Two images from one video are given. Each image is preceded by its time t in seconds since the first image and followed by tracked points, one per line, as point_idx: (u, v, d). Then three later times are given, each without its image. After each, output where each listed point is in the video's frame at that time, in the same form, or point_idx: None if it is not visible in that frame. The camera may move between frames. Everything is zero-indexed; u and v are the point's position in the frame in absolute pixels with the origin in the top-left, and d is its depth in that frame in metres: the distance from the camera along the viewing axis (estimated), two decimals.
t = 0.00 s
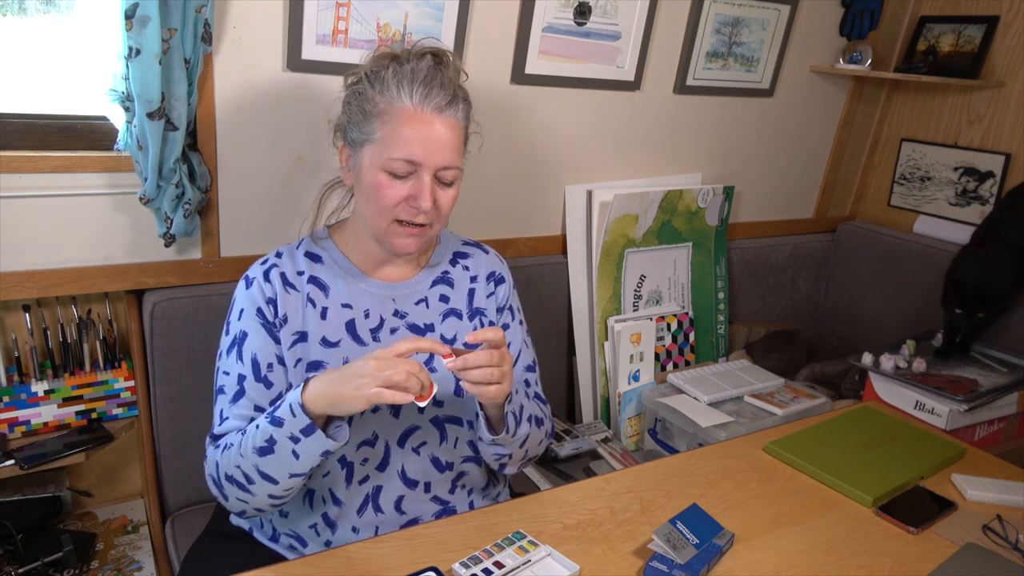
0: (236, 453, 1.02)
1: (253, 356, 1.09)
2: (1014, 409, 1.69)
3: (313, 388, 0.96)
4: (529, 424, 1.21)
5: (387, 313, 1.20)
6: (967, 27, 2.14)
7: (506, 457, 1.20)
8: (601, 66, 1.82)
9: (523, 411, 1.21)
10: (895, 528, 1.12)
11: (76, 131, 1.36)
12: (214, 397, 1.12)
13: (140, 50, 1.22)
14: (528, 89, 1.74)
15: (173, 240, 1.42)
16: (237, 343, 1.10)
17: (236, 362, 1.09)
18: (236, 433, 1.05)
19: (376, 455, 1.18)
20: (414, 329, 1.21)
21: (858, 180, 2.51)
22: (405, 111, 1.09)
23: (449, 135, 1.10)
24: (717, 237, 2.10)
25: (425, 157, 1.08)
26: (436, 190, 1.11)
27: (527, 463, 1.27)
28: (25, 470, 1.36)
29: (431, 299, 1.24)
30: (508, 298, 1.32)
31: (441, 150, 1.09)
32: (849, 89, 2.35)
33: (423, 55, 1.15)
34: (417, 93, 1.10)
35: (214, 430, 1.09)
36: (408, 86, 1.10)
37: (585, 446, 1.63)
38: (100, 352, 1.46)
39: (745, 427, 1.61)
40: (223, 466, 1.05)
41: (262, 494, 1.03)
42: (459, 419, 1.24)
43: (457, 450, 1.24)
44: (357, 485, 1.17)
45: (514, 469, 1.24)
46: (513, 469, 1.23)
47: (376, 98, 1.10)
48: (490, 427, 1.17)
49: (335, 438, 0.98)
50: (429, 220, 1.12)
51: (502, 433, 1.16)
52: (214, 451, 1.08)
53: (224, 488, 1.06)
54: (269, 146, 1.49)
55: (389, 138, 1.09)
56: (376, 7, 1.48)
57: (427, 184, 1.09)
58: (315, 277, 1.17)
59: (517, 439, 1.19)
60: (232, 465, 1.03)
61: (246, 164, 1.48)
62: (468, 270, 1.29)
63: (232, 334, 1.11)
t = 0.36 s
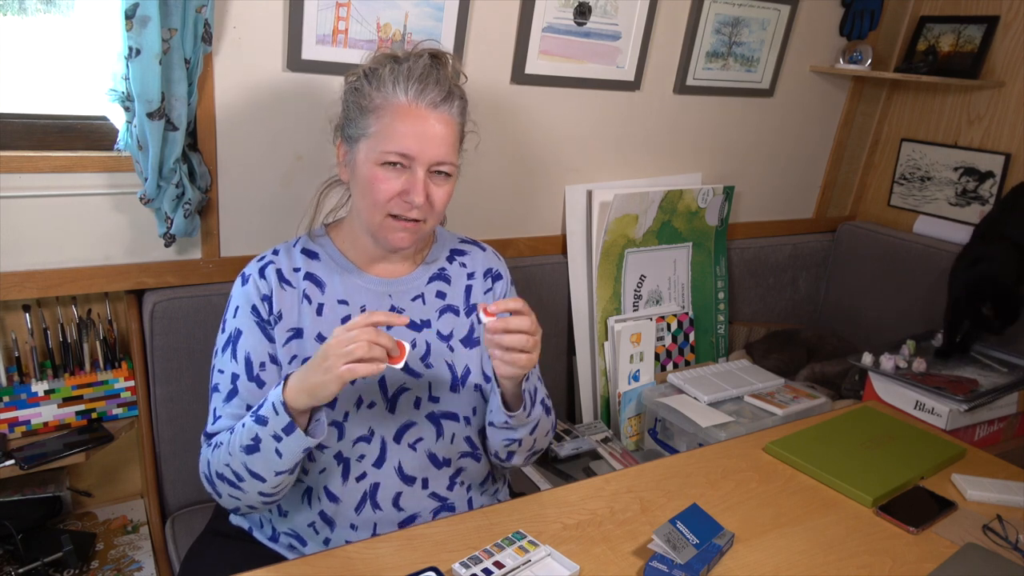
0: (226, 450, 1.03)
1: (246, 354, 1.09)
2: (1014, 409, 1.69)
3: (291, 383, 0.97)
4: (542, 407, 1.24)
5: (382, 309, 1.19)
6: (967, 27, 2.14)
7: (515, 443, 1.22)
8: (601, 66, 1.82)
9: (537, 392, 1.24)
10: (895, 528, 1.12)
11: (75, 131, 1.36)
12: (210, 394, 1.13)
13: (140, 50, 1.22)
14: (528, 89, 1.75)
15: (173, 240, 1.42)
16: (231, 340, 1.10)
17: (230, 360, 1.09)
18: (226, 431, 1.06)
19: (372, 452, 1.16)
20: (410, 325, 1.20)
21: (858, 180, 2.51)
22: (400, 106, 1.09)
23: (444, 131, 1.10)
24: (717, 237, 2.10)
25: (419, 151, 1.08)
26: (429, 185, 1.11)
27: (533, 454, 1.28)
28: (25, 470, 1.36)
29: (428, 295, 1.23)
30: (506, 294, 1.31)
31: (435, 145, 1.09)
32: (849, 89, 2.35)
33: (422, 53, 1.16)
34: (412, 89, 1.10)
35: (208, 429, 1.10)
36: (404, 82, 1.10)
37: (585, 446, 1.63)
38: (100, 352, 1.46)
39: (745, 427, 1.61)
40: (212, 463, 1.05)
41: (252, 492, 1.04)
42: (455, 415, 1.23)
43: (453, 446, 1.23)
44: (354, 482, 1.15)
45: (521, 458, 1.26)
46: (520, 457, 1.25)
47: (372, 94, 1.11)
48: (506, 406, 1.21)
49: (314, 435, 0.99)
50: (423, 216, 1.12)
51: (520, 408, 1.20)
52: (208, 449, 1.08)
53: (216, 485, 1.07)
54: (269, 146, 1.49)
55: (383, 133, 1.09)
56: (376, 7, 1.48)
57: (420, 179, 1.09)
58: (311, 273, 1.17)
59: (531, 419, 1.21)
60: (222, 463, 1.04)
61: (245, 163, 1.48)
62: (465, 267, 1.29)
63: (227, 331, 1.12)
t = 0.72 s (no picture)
0: (218, 456, 1.05)
1: (238, 357, 1.10)
2: (1014, 409, 1.69)
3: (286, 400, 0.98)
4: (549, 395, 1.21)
5: (376, 309, 1.18)
6: (967, 27, 2.14)
7: (519, 432, 1.20)
8: (601, 66, 1.82)
9: (544, 379, 1.21)
10: (895, 528, 1.12)
11: (75, 131, 1.36)
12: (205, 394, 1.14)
13: (140, 50, 1.22)
14: (528, 89, 1.75)
15: (173, 240, 1.42)
16: (225, 343, 1.11)
17: (223, 363, 1.10)
18: (218, 435, 1.08)
19: (366, 452, 1.16)
20: (404, 325, 1.19)
21: (858, 180, 2.51)
22: (397, 106, 1.10)
23: (440, 131, 1.10)
24: (717, 237, 2.10)
25: (415, 151, 1.08)
26: (425, 185, 1.11)
27: (540, 448, 1.25)
28: (25, 470, 1.36)
29: (422, 295, 1.22)
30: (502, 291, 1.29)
31: (431, 145, 1.09)
32: (849, 89, 2.35)
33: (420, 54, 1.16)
34: (409, 89, 1.10)
35: (202, 430, 1.12)
36: (401, 82, 1.10)
37: (585, 446, 1.63)
38: (100, 352, 1.46)
39: (745, 427, 1.61)
40: (204, 466, 1.08)
41: (245, 495, 1.06)
42: (450, 415, 1.22)
43: (449, 445, 1.22)
44: (349, 482, 1.16)
45: (528, 450, 1.23)
46: (526, 449, 1.22)
47: (369, 94, 1.11)
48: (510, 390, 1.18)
49: (306, 450, 1.00)
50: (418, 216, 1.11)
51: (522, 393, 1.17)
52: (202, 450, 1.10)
53: (210, 486, 1.09)
54: (268, 146, 1.49)
55: (379, 133, 1.09)
56: (376, 7, 1.48)
57: (416, 178, 1.09)
58: (306, 274, 1.17)
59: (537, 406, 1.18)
60: (216, 468, 1.05)
61: (245, 163, 1.48)
62: (460, 265, 1.27)
63: (222, 332, 1.12)
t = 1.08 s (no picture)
0: (206, 464, 1.05)
1: (229, 363, 1.11)
2: (1014, 409, 1.69)
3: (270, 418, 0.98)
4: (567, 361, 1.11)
5: (368, 313, 1.16)
6: (967, 27, 2.14)
7: (542, 407, 1.10)
8: (601, 66, 1.82)
9: (559, 343, 1.10)
10: (895, 528, 1.12)
11: (76, 131, 1.36)
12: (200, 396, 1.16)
13: (140, 50, 1.22)
14: (528, 89, 1.75)
15: (173, 240, 1.42)
16: (217, 348, 1.12)
17: (215, 367, 1.12)
18: (207, 442, 1.09)
19: (359, 456, 1.16)
20: (396, 327, 1.17)
21: (858, 180, 2.51)
22: (397, 103, 1.09)
23: (440, 128, 1.10)
24: (717, 237, 2.10)
25: (415, 147, 1.08)
26: (424, 182, 1.11)
27: (563, 423, 1.16)
28: (25, 470, 1.36)
29: (414, 295, 1.20)
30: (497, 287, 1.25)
31: (431, 141, 1.09)
32: (849, 89, 2.35)
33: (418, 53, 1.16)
34: (409, 86, 1.10)
35: (197, 435, 1.14)
36: (401, 80, 1.10)
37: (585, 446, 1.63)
38: (100, 352, 1.46)
39: (745, 427, 1.61)
40: (194, 473, 1.08)
41: (235, 502, 1.06)
42: (444, 417, 1.19)
43: (444, 448, 1.20)
44: (344, 485, 1.16)
45: (551, 427, 1.14)
46: (549, 426, 1.13)
47: (368, 91, 1.10)
48: (522, 362, 1.08)
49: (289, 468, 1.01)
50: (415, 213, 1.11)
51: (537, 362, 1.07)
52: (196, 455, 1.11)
53: (201, 492, 1.09)
54: (267, 146, 1.49)
55: (379, 130, 1.09)
56: (376, 7, 1.48)
57: (416, 175, 1.09)
58: (298, 278, 1.16)
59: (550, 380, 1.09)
60: (205, 475, 1.06)
61: (245, 163, 1.48)
62: (453, 263, 1.25)
63: (215, 337, 1.14)
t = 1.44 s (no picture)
0: (190, 473, 1.06)
1: (215, 371, 1.12)
2: (1014, 410, 1.69)
3: (248, 427, 0.98)
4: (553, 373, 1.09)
5: (356, 320, 1.16)
6: (967, 27, 2.14)
7: (527, 418, 1.10)
8: (601, 66, 1.82)
9: (548, 357, 1.08)
10: (895, 528, 1.12)
11: (76, 131, 1.36)
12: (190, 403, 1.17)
13: (140, 50, 1.22)
14: (529, 89, 1.75)
15: (173, 240, 1.42)
16: (205, 355, 1.13)
17: (202, 375, 1.12)
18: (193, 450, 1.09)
19: (349, 465, 1.16)
20: (384, 334, 1.17)
21: (858, 180, 2.51)
22: (399, 105, 1.09)
23: (441, 132, 1.11)
24: (717, 237, 2.10)
25: (415, 150, 1.09)
26: (422, 185, 1.11)
27: (552, 433, 1.15)
28: (25, 470, 1.36)
29: (403, 301, 1.19)
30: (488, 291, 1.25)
31: (431, 144, 1.09)
32: (849, 89, 2.35)
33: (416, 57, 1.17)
34: (410, 89, 1.10)
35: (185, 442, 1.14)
36: (403, 82, 1.10)
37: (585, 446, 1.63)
38: (100, 352, 1.46)
39: (745, 427, 1.61)
40: (180, 481, 1.09)
41: (222, 511, 1.06)
42: (434, 425, 1.18)
43: (435, 455, 1.20)
44: (335, 494, 1.16)
45: (538, 436, 1.13)
46: (535, 435, 1.12)
47: (369, 91, 1.10)
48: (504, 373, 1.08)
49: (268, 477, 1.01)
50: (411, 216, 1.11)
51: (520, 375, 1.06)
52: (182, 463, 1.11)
53: (190, 500, 1.09)
54: (267, 146, 1.49)
55: (380, 131, 1.08)
56: (376, 7, 1.48)
57: (415, 179, 1.09)
58: (286, 284, 1.16)
59: (535, 394, 1.08)
60: (191, 483, 1.05)
61: (244, 162, 1.48)
62: (443, 267, 1.25)
63: (203, 344, 1.14)
